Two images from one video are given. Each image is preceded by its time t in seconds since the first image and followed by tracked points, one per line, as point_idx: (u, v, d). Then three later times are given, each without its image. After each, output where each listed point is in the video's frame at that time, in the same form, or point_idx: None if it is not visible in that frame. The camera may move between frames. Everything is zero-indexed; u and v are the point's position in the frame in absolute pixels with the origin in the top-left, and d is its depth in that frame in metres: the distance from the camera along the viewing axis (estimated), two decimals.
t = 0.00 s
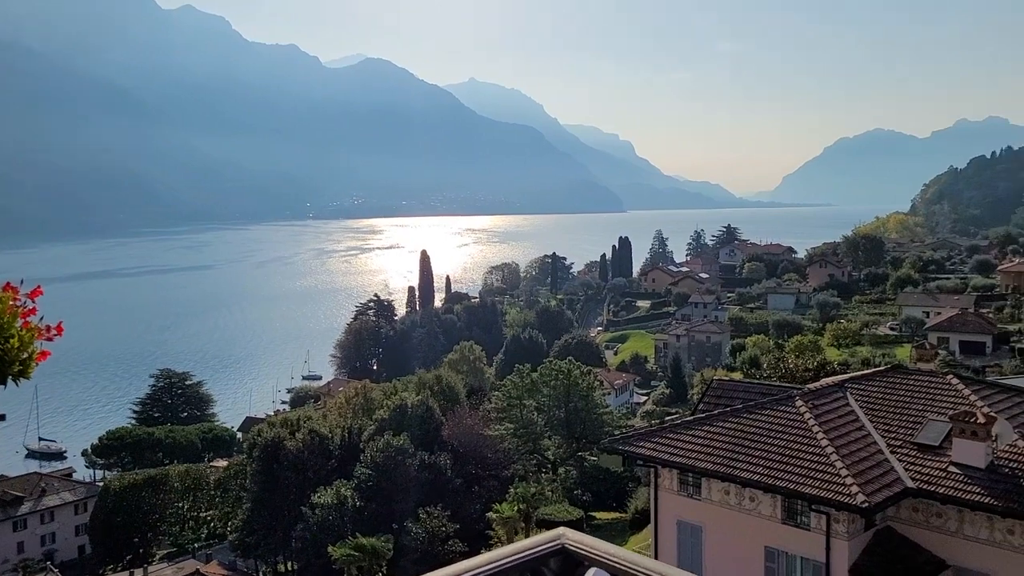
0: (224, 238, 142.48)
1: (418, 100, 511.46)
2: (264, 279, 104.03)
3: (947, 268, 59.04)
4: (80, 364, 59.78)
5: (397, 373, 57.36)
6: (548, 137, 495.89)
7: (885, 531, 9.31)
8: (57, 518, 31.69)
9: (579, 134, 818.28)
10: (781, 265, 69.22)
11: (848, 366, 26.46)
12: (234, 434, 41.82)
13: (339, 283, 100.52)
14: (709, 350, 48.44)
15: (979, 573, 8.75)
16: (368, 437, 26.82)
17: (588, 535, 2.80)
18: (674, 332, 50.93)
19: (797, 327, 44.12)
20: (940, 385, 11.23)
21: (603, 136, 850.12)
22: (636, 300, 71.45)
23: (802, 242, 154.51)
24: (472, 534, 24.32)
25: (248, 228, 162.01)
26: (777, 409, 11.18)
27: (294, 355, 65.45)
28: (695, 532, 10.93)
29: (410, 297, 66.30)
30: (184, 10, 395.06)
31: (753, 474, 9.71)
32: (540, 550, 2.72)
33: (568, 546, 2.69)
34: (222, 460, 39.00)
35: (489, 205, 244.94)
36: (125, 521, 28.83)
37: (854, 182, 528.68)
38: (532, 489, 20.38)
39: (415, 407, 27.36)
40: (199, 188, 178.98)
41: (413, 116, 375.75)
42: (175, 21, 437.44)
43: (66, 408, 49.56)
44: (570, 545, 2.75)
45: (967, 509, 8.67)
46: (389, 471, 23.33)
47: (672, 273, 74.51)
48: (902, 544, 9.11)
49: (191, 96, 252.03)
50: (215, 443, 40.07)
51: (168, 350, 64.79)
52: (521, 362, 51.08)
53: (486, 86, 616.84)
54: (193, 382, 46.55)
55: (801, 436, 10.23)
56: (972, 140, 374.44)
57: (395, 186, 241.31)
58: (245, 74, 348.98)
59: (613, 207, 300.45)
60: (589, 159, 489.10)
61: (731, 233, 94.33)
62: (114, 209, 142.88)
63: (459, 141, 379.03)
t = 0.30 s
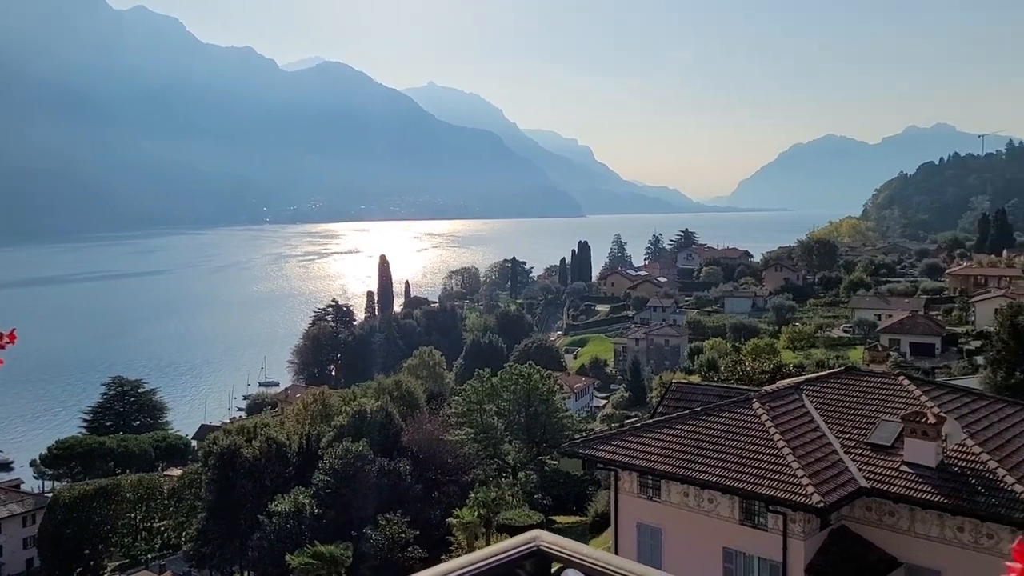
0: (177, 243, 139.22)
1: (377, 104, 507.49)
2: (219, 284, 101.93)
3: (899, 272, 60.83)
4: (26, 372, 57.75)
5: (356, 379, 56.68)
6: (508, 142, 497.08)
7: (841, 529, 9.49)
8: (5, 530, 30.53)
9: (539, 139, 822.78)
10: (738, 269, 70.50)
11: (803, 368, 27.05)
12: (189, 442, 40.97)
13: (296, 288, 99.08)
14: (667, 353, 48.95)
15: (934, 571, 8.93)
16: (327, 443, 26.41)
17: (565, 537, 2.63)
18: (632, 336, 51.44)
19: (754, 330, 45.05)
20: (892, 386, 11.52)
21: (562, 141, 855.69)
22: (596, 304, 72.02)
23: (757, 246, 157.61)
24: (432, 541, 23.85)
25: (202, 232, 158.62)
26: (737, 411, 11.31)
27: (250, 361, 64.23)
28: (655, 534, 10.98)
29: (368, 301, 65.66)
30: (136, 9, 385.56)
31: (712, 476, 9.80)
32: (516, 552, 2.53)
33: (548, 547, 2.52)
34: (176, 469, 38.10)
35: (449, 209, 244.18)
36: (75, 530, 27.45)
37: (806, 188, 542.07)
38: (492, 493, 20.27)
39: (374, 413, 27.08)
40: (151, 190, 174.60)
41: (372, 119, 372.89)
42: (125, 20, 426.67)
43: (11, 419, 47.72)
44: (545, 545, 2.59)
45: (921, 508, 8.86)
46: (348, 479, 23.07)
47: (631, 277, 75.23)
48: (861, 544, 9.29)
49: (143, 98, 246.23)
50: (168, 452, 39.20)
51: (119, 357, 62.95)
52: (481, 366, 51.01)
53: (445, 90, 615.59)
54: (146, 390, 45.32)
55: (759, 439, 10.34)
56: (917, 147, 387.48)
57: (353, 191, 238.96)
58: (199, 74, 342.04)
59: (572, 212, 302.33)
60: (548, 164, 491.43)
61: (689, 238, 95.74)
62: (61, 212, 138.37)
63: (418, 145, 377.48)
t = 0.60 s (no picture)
0: (130, 248, 135.71)
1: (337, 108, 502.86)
2: (175, 290, 99.61)
3: (853, 276, 62.39)
4: None
5: (315, 386, 55.72)
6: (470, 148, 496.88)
7: (798, 531, 9.65)
8: None
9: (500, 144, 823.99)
10: (697, 274, 71.54)
11: (761, 371, 27.49)
12: (143, 452, 39.84)
13: (254, 294, 97.40)
14: (627, 357, 49.38)
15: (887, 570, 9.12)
16: (286, 451, 25.96)
17: (541, 541, 2.59)
18: (594, 341, 51.71)
19: (713, 334, 45.73)
20: (848, 389, 11.75)
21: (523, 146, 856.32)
22: (557, 309, 72.34)
23: (716, 252, 160.17)
24: (394, 548, 23.58)
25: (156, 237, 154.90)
26: (698, 415, 11.41)
27: (207, 369, 62.83)
28: (616, 537, 11.00)
29: (328, 307, 64.80)
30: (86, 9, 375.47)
31: (672, 479, 9.87)
32: (490, 559, 2.48)
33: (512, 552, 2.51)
34: (130, 480, 36.96)
35: (410, 212, 242.59)
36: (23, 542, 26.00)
37: (761, 195, 553.52)
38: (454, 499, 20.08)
39: (334, 420, 26.70)
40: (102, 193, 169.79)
41: (332, 124, 369.58)
42: (75, 20, 415.19)
43: None
44: (519, 548, 2.56)
45: (877, 508, 9.03)
46: (307, 488, 22.78)
47: (592, 282, 75.77)
48: (818, 545, 9.45)
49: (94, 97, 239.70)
50: (122, 462, 38.07)
51: (70, 366, 60.94)
52: (443, 373, 50.71)
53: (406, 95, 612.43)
54: (99, 399, 43.94)
55: (718, 441, 10.46)
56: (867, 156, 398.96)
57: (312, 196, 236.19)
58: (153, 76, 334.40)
59: (533, 217, 303.30)
60: (510, 171, 492.50)
61: (649, 243, 96.87)
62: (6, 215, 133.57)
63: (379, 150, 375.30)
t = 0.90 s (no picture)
0: (84, 254, 132.24)
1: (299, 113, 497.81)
2: (130, 297, 97.31)
3: (812, 281, 63.72)
4: None
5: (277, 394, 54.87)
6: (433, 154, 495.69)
7: (758, 534, 9.74)
8: None
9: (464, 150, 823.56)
10: (659, 280, 72.41)
11: (722, 375, 27.87)
12: (99, 462, 38.76)
13: (213, 300, 95.69)
14: (590, 363, 49.76)
15: (845, 571, 9.27)
16: (246, 460, 25.44)
17: (510, 545, 2.75)
18: (557, 346, 51.90)
19: (675, 339, 46.36)
20: (807, 392, 11.96)
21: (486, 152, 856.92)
22: (521, 315, 72.47)
23: (678, 258, 162.10)
24: (357, 558, 23.21)
25: (112, 243, 151.36)
26: (660, 419, 11.47)
27: (165, 376, 61.41)
28: (580, 543, 11.01)
29: (290, 313, 63.96)
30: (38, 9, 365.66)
31: (636, 483, 9.90)
32: (468, 561, 2.63)
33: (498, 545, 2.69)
34: (86, 491, 35.88)
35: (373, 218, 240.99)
36: None
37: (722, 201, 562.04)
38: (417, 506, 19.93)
39: (295, 427, 26.22)
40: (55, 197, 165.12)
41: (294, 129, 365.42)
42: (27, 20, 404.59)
43: None
44: (494, 553, 2.70)
45: (836, 511, 9.17)
46: (268, 498, 22.33)
47: (555, 287, 76.11)
48: (778, 548, 9.56)
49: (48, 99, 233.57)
50: (77, 472, 36.97)
51: (20, 375, 59.04)
52: (406, 379, 50.38)
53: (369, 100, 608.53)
54: (52, 408, 42.68)
55: (681, 445, 10.53)
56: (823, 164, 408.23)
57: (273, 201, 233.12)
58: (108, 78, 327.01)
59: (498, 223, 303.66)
60: (474, 177, 492.51)
61: (612, 248, 97.77)
62: None
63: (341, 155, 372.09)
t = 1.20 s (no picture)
0: (32, 260, 127.97)
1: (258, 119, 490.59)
2: (82, 304, 94.45)
3: (770, 287, 64.92)
4: None
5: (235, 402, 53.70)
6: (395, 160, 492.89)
7: (719, 539, 9.83)
8: None
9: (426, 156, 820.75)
10: (621, 286, 73.01)
11: (682, 381, 28.21)
12: (49, 473, 37.44)
13: (169, 307, 93.50)
14: (553, 369, 49.87)
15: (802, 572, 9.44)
16: (204, 469, 24.88)
17: None
18: (519, 352, 51.86)
19: (637, 345, 46.78)
20: (766, 398, 12.11)
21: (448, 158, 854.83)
22: (483, 321, 72.28)
23: (639, 264, 163.57)
24: (317, 568, 22.82)
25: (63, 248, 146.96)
26: (622, 425, 11.49)
27: (119, 385, 59.60)
28: (544, 549, 10.96)
29: (248, 320, 62.75)
30: None
31: (596, 489, 9.91)
32: None
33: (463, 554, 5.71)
34: (35, 503, 34.63)
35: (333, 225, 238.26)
36: None
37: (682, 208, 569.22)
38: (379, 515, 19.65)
39: (255, 435, 25.66)
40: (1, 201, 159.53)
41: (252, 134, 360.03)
42: None
43: None
44: None
45: (796, 514, 9.28)
46: (227, 507, 21.77)
47: (517, 294, 76.14)
48: (741, 551, 9.63)
49: None
50: (26, 484, 35.68)
51: None
52: (366, 387, 49.77)
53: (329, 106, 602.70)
54: None
55: (645, 450, 10.57)
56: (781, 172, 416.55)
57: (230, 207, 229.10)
58: (58, 80, 317.75)
59: (460, 229, 303.01)
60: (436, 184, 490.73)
61: (574, 255, 98.29)
62: None
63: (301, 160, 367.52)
